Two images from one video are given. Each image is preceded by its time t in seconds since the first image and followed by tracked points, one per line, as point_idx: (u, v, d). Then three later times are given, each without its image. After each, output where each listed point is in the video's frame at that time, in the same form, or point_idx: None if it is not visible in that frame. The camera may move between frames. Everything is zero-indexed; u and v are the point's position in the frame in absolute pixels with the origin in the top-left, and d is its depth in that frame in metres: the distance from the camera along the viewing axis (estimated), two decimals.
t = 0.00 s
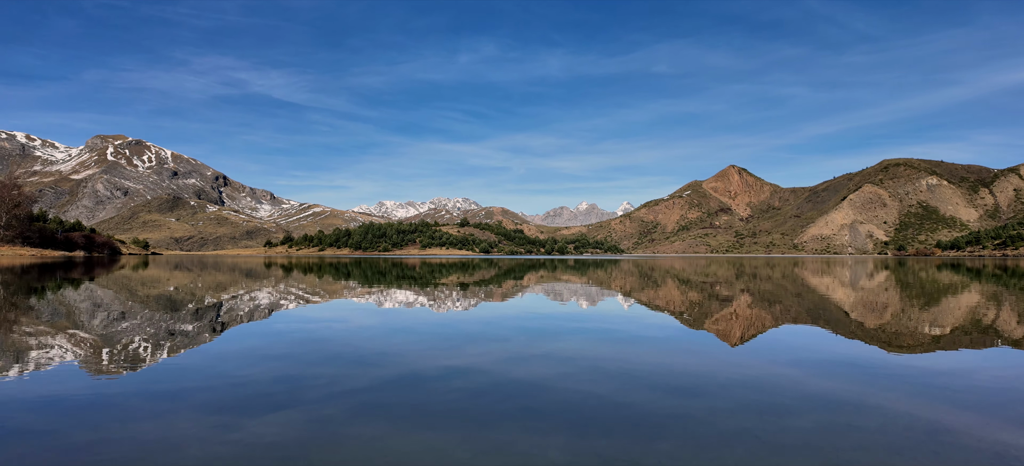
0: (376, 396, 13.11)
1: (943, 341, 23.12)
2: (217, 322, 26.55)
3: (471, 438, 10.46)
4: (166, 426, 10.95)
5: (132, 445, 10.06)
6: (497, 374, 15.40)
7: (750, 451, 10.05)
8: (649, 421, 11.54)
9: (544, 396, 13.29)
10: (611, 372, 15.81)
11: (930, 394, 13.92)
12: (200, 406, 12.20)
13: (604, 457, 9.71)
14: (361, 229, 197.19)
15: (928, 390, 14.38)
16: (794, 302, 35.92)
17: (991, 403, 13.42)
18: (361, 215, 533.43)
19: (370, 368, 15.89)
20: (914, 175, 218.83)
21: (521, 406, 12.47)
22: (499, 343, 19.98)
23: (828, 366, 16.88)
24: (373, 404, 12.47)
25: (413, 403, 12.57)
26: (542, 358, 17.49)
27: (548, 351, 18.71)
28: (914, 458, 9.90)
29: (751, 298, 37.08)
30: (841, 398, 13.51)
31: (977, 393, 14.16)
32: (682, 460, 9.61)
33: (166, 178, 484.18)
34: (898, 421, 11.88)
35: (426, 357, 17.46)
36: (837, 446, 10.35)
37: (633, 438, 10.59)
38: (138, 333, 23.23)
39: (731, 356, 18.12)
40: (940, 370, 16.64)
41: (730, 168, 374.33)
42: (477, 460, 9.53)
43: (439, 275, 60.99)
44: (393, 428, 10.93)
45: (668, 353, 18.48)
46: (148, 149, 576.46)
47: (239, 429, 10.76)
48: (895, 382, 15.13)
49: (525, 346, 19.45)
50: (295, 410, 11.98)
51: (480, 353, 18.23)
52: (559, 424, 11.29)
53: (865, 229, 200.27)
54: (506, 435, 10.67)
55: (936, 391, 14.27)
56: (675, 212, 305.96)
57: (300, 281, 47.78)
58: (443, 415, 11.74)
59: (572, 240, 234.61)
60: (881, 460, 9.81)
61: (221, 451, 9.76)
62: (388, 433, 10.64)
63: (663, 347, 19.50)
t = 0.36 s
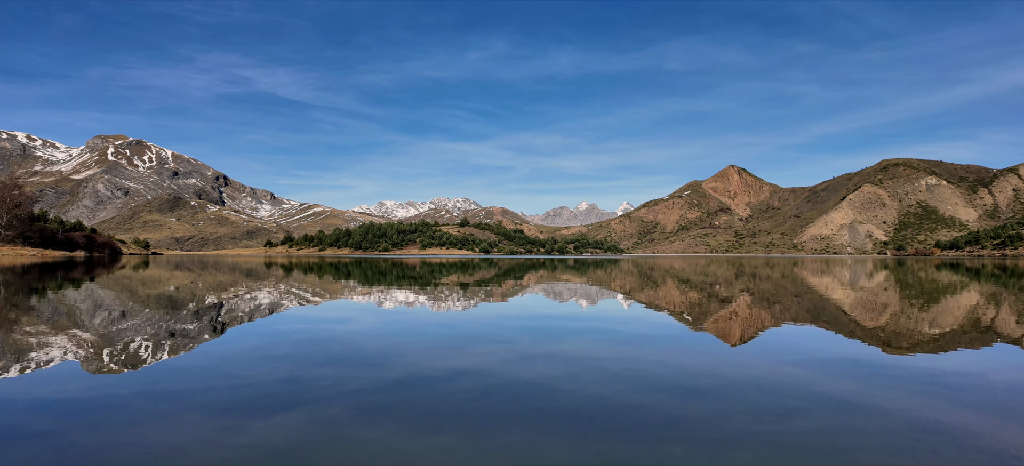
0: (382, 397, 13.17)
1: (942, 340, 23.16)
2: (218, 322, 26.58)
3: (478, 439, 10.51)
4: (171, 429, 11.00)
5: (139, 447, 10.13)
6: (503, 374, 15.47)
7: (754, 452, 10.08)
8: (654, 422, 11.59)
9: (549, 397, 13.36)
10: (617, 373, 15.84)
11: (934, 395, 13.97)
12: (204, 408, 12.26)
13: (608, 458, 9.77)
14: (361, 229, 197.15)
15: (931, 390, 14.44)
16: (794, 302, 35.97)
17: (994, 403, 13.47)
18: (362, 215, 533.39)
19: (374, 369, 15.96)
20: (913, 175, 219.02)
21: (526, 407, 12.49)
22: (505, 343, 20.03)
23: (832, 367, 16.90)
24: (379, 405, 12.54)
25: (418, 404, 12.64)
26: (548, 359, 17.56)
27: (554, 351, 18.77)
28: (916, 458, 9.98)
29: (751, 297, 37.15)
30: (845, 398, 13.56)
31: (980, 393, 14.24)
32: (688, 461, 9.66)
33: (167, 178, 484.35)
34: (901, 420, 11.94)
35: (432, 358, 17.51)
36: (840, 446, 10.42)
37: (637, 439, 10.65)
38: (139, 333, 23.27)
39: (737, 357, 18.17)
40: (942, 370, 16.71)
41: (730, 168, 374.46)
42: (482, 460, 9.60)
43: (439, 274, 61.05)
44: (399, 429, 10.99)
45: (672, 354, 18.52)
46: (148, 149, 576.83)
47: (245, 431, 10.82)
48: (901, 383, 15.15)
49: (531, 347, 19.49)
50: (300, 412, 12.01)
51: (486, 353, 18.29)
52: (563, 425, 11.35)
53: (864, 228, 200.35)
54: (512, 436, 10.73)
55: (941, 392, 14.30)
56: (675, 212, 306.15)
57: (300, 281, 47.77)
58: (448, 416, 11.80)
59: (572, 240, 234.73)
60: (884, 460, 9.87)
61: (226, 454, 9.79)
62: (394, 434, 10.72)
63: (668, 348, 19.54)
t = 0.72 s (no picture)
0: (389, 399, 13.15)
1: (941, 340, 23.45)
2: (218, 322, 26.61)
3: (488, 442, 10.54)
4: (173, 431, 11.01)
5: (143, 450, 10.11)
6: (509, 375, 15.50)
7: (762, 453, 10.07)
8: (662, 423, 11.61)
9: (554, 398, 13.40)
10: (625, 374, 15.82)
11: (939, 395, 14.01)
12: (207, 410, 12.25)
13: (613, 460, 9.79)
14: (361, 229, 197.38)
15: (938, 390, 14.47)
16: (793, 301, 36.21)
17: (1003, 404, 13.47)
18: (362, 215, 533.37)
19: (379, 370, 15.99)
20: (912, 175, 219.30)
21: (533, 410, 12.47)
22: (509, 344, 20.07)
23: (837, 367, 16.99)
24: (386, 406, 12.57)
25: (426, 406, 12.65)
26: (553, 360, 17.63)
27: (560, 352, 18.85)
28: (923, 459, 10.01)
29: (751, 297, 37.37)
30: (852, 399, 13.57)
31: (986, 394, 14.27)
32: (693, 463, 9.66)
33: (167, 178, 484.52)
34: (905, 421, 11.96)
35: (437, 358, 17.63)
36: (844, 447, 10.44)
37: (642, 440, 10.63)
38: (139, 333, 23.34)
39: (740, 356, 18.27)
40: (945, 370, 16.74)
41: (729, 168, 375.01)
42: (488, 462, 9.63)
43: (439, 274, 61.22)
44: (405, 432, 10.98)
45: (677, 353, 18.67)
46: (149, 149, 577.06)
47: (250, 433, 10.82)
48: (906, 383, 15.17)
49: (535, 347, 19.58)
50: (304, 414, 11.97)
51: (491, 353, 18.38)
52: (570, 428, 11.33)
53: (863, 228, 200.46)
54: (518, 438, 10.74)
55: (952, 393, 14.23)
56: (675, 212, 306.56)
57: (302, 281, 47.88)
58: (454, 418, 11.78)
59: (572, 240, 234.82)
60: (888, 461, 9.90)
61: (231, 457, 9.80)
62: (400, 436, 10.76)
63: (670, 347, 19.67)
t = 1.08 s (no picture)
0: (394, 400, 13.21)
1: (942, 339, 23.61)
2: (219, 322, 26.62)
3: (496, 443, 10.63)
4: (178, 432, 11.09)
5: (150, 453, 10.17)
6: (515, 377, 15.55)
7: (769, 454, 10.14)
8: (667, 424, 11.70)
9: (559, 399, 13.46)
10: (630, 375, 15.87)
11: (942, 395, 14.08)
12: (212, 411, 12.31)
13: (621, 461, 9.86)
14: (361, 228, 197.49)
15: (941, 391, 14.55)
16: (792, 301, 36.24)
17: (1007, 405, 13.54)
18: (362, 215, 533.60)
19: (384, 371, 16.05)
20: (912, 175, 219.33)
21: (541, 411, 12.52)
22: (513, 344, 20.14)
23: (840, 367, 17.06)
24: (393, 408, 12.63)
25: (432, 407, 12.71)
26: (558, 361, 17.67)
27: (564, 353, 18.90)
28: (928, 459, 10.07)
29: (750, 297, 37.41)
30: (856, 400, 13.61)
31: (988, 394, 14.35)
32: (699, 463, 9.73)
33: (168, 178, 484.73)
34: (907, 422, 12.04)
35: (442, 358, 17.69)
36: (850, 448, 10.49)
37: (649, 442, 10.68)
38: (140, 332, 23.37)
39: (743, 357, 18.32)
40: (945, 370, 16.88)
41: (729, 168, 375.30)
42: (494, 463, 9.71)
43: (439, 274, 61.29)
44: (410, 434, 11.05)
45: (680, 354, 18.71)
46: (149, 150, 577.29)
47: (255, 435, 10.88)
48: (910, 384, 15.21)
49: (539, 347, 19.63)
50: (308, 416, 11.99)
51: (495, 354, 18.45)
52: (577, 428, 11.41)
53: (862, 228, 200.58)
54: (525, 439, 10.82)
55: (956, 393, 14.28)
56: (674, 212, 306.87)
57: (302, 281, 47.86)
58: (460, 420, 11.84)
59: (571, 240, 234.90)
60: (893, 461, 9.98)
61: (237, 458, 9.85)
62: (408, 437, 10.82)
63: (673, 348, 19.70)
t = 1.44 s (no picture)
0: (402, 401, 13.28)
1: (942, 338, 23.80)
2: (219, 322, 26.69)
3: (506, 444, 10.66)
4: (183, 434, 11.13)
5: (155, 455, 10.19)
6: (521, 377, 15.66)
7: (774, 454, 10.22)
8: (677, 424, 11.69)
9: (564, 400, 13.54)
10: (637, 376, 15.93)
11: (946, 395, 14.15)
12: (217, 413, 12.30)
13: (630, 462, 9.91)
14: (361, 228, 197.64)
15: (945, 390, 14.63)
16: (792, 301, 36.35)
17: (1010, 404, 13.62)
18: (362, 215, 533.91)
19: (390, 371, 16.17)
20: (911, 175, 219.45)
21: (547, 412, 12.55)
22: (518, 344, 20.21)
23: (844, 368, 17.09)
24: (400, 409, 12.69)
25: (440, 408, 12.75)
26: (563, 361, 17.70)
27: (570, 352, 18.96)
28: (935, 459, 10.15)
29: (750, 296, 37.54)
30: (862, 400, 13.64)
31: (992, 393, 14.40)
32: None
33: (169, 178, 485.00)
34: (913, 423, 12.03)
35: (446, 359, 17.76)
36: (859, 450, 10.48)
37: (657, 444, 10.67)
38: (141, 332, 23.47)
39: (748, 357, 18.36)
40: (948, 370, 16.97)
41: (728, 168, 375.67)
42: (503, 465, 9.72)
43: (439, 274, 61.53)
44: (416, 434, 11.11)
45: (685, 354, 18.83)
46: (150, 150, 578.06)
47: (262, 437, 10.93)
48: (913, 384, 15.28)
49: (544, 348, 19.72)
50: (313, 418, 12.04)
51: (501, 354, 18.52)
52: (585, 430, 11.46)
53: (862, 228, 200.56)
54: (532, 440, 10.88)
55: (958, 394, 14.35)
56: (674, 212, 307.13)
57: (302, 281, 47.93)
58: (467, 422, 11.91)
59: (571, 240, 235.00)
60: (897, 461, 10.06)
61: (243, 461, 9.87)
62: (417, 439, 10.86)
63: (676, 348, 19.86)
